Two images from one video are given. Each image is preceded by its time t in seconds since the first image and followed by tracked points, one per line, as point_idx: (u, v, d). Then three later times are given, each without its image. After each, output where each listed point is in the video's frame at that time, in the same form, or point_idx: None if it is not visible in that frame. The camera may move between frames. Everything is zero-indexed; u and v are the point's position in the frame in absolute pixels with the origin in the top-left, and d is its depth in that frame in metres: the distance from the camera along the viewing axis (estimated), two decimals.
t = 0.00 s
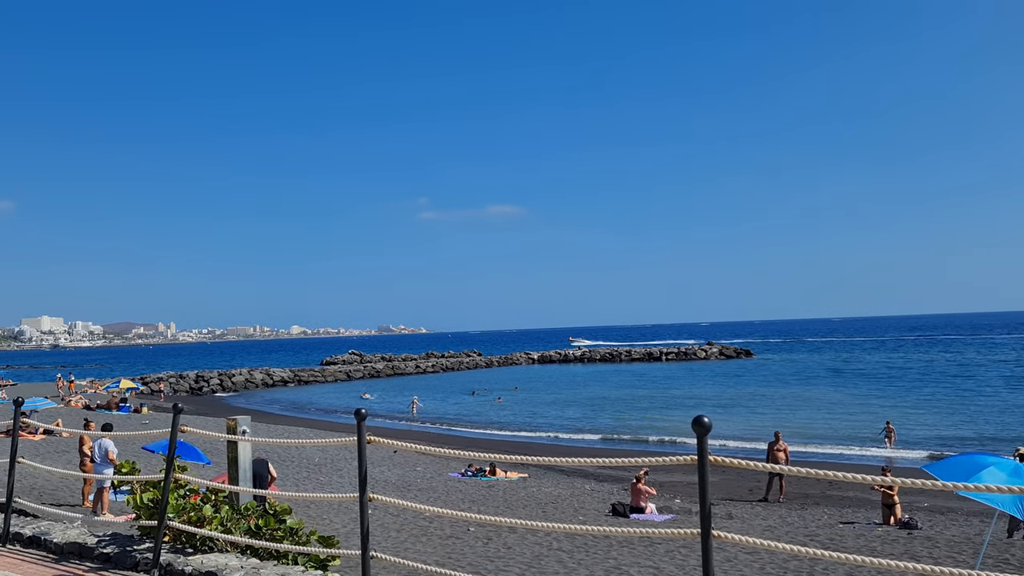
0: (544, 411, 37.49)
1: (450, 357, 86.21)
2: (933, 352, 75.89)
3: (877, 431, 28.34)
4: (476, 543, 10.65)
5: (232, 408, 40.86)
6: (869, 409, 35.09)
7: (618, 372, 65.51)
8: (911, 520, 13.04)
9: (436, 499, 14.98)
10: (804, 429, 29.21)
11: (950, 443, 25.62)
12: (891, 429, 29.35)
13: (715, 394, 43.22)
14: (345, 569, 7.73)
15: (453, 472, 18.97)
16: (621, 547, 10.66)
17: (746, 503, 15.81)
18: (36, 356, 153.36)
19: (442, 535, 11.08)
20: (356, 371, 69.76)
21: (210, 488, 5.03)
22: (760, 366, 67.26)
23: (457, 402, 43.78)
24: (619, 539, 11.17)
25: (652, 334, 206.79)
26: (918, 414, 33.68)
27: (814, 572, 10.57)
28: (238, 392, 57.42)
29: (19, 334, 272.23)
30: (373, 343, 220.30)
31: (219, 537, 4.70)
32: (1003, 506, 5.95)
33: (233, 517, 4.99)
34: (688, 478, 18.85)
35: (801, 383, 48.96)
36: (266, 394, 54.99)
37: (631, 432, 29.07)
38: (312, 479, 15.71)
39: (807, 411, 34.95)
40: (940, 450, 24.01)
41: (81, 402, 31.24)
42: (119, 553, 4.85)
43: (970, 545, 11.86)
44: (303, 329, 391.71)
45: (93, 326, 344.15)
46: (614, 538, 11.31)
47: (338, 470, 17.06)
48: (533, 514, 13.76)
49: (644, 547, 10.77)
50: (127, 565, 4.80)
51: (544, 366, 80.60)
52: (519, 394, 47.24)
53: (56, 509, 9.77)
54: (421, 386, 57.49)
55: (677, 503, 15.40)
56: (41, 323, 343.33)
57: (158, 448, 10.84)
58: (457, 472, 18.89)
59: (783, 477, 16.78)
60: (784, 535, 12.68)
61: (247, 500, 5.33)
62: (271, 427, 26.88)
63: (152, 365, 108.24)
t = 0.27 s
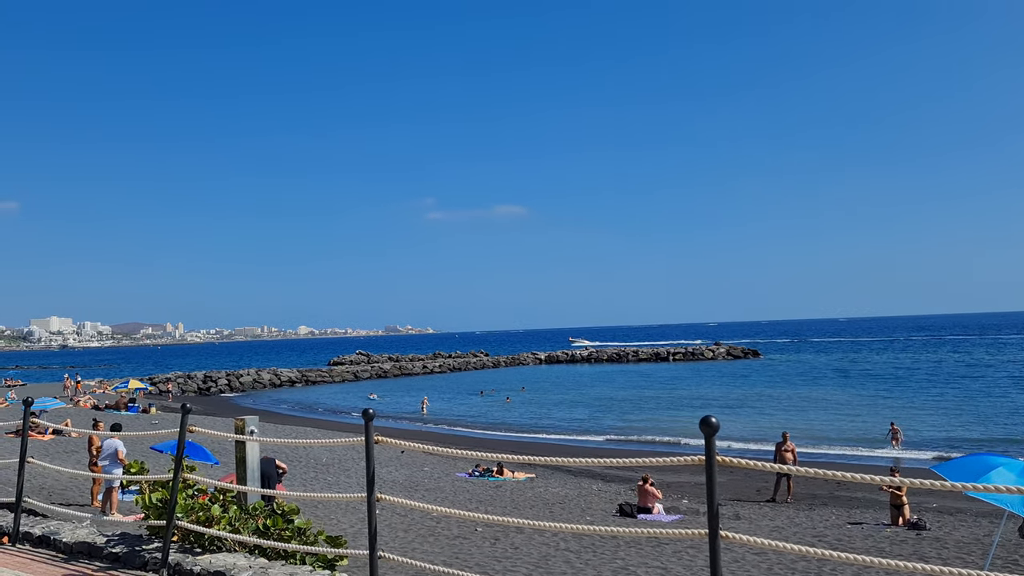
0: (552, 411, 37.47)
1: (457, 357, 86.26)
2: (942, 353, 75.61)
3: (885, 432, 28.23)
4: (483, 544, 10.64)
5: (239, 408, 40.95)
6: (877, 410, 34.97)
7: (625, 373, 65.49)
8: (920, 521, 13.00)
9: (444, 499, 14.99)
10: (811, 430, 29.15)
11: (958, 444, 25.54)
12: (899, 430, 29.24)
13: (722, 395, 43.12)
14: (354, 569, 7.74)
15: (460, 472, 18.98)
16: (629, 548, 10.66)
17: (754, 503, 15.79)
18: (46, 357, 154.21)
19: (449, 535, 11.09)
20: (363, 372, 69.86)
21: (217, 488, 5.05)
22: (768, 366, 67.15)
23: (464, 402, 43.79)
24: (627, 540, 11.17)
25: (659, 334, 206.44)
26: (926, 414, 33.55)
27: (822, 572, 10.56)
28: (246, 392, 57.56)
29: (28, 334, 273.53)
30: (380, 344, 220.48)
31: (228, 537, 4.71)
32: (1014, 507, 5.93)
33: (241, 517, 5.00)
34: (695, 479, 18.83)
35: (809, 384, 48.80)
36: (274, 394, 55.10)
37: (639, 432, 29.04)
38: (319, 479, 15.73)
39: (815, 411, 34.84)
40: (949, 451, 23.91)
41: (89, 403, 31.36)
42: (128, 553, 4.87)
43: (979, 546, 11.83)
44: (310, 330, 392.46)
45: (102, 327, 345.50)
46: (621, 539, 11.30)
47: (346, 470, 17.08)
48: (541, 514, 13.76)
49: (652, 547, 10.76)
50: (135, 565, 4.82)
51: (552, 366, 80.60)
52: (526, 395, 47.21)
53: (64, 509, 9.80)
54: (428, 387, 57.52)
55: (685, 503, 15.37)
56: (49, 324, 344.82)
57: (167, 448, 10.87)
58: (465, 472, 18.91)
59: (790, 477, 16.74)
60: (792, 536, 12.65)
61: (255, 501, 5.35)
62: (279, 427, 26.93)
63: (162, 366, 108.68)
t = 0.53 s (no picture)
0: (559, 411, 37.47)
1: (465, 357, 86.36)
2: (952, 353, 75.26)
3: (894, 433, 28.13)
4: (491, 544, 10.65)
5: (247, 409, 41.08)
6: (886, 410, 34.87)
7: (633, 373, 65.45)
8: (929, 521, 12.95)
9: (452, 499, 15.00)
10: (819, 430, 29.08)
11: (967, 445, 25.43)
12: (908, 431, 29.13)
13: (730, 395, 43.06)
14: (362, 569, 7.76)
15: (468, 472, 18.99)
16: (637, 548, 10.65)
17: (762, 504, 15.75)
18: (56, 358, 155.23)
19: (457, 535, 11.10)
20: (371, 372, 69.96)
21: (227, 488, 5.06)
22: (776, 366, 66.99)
23: (471, 403, 43.81)
24: (635, 540, 11.16)
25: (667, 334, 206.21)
26: (935, 415, 33.42)
27: (831, 573, 10.53)
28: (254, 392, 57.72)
29: (37, 335, 275.04)
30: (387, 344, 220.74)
31: (236, 536, 4.72)
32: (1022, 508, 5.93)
33: (250, 517, 5.01)
34: (703, 479, 18.80)
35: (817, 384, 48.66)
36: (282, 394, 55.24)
37: (646, 432, 29.01)
38: (327, 479, 15.76)
39: (823, 412, 34.75)
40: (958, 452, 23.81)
41: (99, 403, 31.52)
42: (138, 553, 4.89)
43: (989, 546, 11.79)
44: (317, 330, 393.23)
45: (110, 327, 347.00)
46: (629, 539, 11.29)
47: (354, 470, 17.11)
48: (549, 514, 13.76)
49: (660, 548, 10.75)
50: (145, 564, 4.83)
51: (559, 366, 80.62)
52: (534, 395, 47.26)
53: (75, 508, 9.86)
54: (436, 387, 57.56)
55: (693, 504, 15.35)
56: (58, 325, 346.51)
57: (176, 448, 10.90)
58: (472, 472, 18.91)
59: (799, 478, 16.70)
60: (800, 536, 12.62)
61: (263, 501, 5.36)
62: (287, 427, 27.01)
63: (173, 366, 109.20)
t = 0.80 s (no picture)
0: (568, 412, 37.47)
1: (474, 358, 86.43)
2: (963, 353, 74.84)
3: (905, 434, 28.01)
4: (500, 544, 10.65)
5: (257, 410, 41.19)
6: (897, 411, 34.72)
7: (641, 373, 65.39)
8: (940, 522, 12.90)
9: (461, 500, 15.01)
10: (829, 431, 28.98)
11: (978, 446, 25.30)
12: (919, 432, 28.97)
13: (739, 396, 42.93)
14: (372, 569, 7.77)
15: (477, 473, 19.00)
16: (646, 549, 10.62)
17: (772, 504, 15.70)
18: (71, 360, 156.38)
19: (466, 535, 11.10)
20: (380, 372, 70.04)
21: (237, 488, 5.08)
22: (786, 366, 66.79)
23: (480, 403, 43.81)
24: (644, 540, 11.13)
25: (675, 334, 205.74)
26: (946, 416, 33.23)
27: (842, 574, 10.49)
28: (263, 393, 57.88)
29: (47, 336, 276.68)
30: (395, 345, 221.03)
31: (246, 537, 4.73)
32: None
33: (260, 517, 5.03)
34: (712, 480, 18.76)
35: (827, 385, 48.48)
36: (292, 395, 55.42)
37: (655, 433, 28.96)
38: (337, 480, 15.81)
39: (833, 412, 34.63)
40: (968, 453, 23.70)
41: (110, 403, 31.69)
42: (149, 552, 4.91)
43: (1001, 547, 11.73)
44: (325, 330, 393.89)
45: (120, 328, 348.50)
46: (638, 539, 11.28)
47: (363, 470, 17.14)
48: (558, 515, 13.76)
49: (669, 548, 10.73)
50: (156, 564, 4.85)
51: (569, 367, 80.60)
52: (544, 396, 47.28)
53: (87, 509, 9.90)
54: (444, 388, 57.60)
55: (702, 504, 15.31)
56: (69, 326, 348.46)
57: (186, 448, 10.94)
58: (481, 473, 18.91)
59: (809, 478, 16.64)
60: (811, 537, 12.58)
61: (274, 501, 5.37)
62: (297, 428, 27.08)
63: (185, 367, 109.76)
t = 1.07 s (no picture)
0: (576, 412, 37.44)
1: (483, 358, 86.47)
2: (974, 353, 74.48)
3: (914, 434, 27.87)
4: (509, 545, 10.65)
5: (266, 410, 41.31)
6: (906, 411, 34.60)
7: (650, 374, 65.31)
8: (951, 522, 12.86)
9: (470, 500, 15.02)
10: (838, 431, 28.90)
11: (988, 447, 25.17)
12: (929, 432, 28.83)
13: (747, 396, 42.82)
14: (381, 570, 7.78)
15: (485, 473, 19.00)
16: (655, 549, 10.61)
17: (781, 505, 15.66)
18: (81, 360, 157.21)
19: (475, 535, 11.11)
20: (388, 373, 70.11)
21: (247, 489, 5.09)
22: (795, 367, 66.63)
23: (488, 404, 43.82)
24: (653, 541, 11.12)
25: (684, 334, 205.29)
26: (956, 416, 33.04)
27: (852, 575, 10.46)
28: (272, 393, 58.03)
29: (56, 337, 278.10)
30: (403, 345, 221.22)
31: (256, 537, 4.75)
32: None
33: (270, 517, 5.04)
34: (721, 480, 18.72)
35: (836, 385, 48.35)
36: (300, 395, 55.57)
37: (664, 433, 28.92)
38: (345, 480, 15.85)
39: (842, 413, 34.52)
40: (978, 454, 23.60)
41: (120, 403, 31.84)
42: (160, 553, 4.93)
43: (1012, 548, 11.68)
44: (332, 330, 394.49)
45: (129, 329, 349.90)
46: (647, 540, 11.26)
47: (372, 471, 17.17)
48: (567, 515, 13.76)
49: (678, 548, 10.72)
50: (167, 564, 4.87)
51: (577, 367, 80.60)
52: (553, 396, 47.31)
53: (97, 509, 9.96)
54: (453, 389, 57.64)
55: (711, 505, 15.28)
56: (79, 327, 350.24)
57: (196, 449, 10.99)
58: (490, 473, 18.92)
59: (818, 479, 16.60)
60: (821, 537, 12.55)
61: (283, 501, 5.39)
62: (305, 428, 27.16)
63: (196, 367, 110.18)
